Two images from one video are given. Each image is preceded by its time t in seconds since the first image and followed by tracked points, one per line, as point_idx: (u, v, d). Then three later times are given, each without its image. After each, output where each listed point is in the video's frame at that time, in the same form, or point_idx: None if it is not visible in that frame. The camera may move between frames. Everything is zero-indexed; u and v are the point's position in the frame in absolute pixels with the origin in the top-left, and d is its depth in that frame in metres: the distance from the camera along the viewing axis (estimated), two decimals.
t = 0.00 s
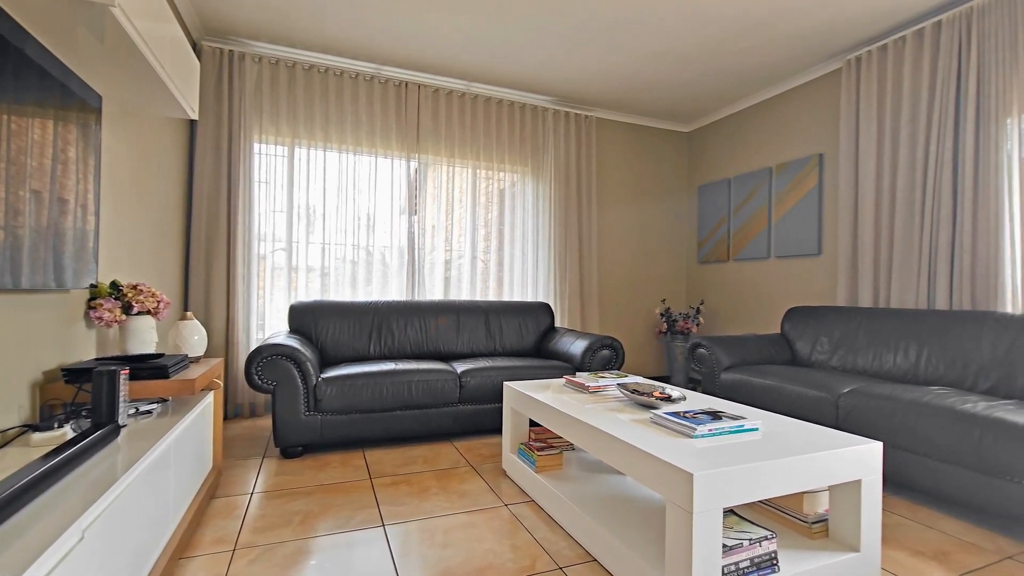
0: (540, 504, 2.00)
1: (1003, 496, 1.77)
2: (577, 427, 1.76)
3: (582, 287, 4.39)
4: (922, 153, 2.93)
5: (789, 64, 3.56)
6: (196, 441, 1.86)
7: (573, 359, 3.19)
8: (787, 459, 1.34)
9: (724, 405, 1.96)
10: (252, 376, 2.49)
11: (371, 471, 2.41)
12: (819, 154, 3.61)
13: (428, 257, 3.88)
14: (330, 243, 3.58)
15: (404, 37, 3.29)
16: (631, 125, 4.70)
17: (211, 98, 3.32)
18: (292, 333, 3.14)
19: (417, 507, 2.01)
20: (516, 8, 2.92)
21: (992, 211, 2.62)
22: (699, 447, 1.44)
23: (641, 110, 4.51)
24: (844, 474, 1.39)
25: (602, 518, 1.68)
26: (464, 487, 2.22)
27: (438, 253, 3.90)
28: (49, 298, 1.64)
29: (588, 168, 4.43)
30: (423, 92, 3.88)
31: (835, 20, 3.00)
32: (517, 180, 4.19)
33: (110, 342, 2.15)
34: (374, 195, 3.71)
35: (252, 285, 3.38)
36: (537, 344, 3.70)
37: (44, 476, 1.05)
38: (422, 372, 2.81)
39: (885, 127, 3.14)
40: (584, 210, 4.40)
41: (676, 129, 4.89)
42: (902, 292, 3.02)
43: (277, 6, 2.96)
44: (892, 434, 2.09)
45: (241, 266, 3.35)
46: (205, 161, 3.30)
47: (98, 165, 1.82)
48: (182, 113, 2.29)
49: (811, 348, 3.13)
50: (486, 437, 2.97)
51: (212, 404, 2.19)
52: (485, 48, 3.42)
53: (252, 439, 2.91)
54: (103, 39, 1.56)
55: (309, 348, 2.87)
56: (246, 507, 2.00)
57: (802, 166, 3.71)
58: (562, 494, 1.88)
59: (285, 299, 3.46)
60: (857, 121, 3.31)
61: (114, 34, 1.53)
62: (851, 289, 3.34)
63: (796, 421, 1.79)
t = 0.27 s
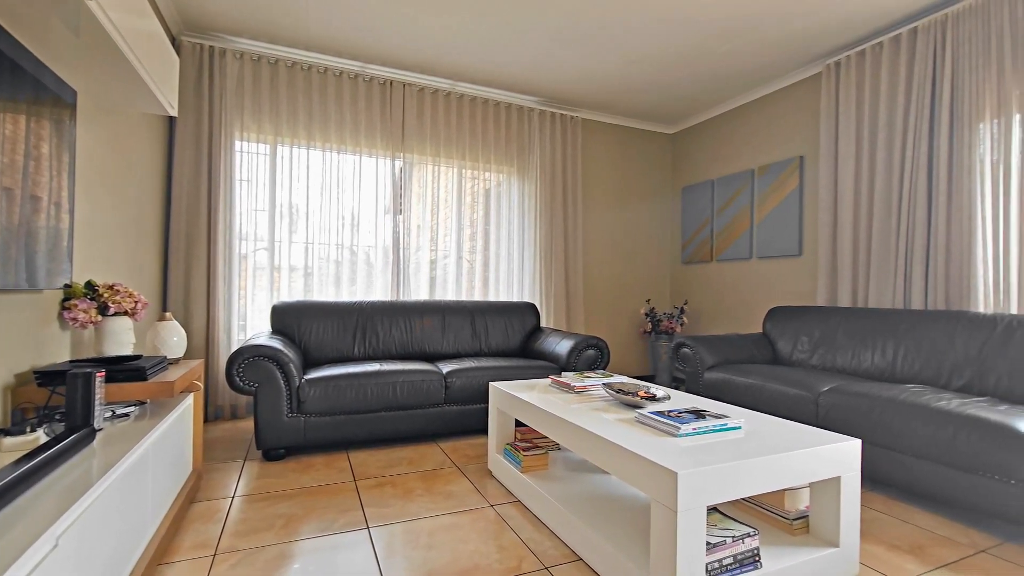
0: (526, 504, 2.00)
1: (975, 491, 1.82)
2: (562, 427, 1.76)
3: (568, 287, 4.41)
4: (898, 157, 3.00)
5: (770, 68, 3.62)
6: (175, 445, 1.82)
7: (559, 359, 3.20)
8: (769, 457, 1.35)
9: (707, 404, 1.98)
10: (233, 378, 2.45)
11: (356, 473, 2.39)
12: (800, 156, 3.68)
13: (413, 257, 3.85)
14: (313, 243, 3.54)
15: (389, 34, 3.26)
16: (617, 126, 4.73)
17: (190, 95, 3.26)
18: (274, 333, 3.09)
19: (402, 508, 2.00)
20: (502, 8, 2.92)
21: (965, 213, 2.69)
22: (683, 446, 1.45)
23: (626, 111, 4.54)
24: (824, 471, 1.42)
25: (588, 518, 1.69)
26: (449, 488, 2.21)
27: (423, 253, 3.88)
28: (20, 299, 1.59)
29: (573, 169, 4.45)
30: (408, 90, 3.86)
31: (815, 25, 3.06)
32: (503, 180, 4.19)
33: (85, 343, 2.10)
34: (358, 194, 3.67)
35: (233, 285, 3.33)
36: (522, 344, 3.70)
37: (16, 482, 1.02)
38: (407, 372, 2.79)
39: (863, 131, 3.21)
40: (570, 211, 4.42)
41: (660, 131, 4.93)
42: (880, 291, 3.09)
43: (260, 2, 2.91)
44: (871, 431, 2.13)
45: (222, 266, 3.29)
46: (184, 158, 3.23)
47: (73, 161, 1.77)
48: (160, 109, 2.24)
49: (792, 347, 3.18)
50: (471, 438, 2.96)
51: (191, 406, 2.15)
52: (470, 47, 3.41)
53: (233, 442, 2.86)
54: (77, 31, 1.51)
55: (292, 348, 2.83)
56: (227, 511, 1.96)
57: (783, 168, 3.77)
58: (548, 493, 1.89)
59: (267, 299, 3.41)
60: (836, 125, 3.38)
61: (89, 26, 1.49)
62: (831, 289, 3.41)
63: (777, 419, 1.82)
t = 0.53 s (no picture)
0: (513, 504, 2.00)
1: (951, 486, 1.87)
2: (549, 426, 1.77)
3: (554, 286, 4.42)
4: (877, 159, 3.06)
5: (753, 70, 3.67)
6: (154, 447, 1.78)
7: (545, 358, 3.20)
8: (753, 454, 1.37)
9: (692, 402, 2.00)
10: (215, 379, 2.40)
11: (341, 475, 2.36)
12: (782, 158, 3.74)
13: (399, 256, 3.82)
14: (297, 241, 3.49)
15: (375, 31, 3.23)
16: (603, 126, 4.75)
17: (170, 90, 3.19)
18: (257, 333, 3.05)
19: (387, 510, 1.98)
20: (488, 6, 2.91)
21: (941, 215, 2.75)
22: (668, 445, 1.46)
23: (612, 111, 4.57)
24: (807, 467, 1.44)
25: (574, 517, 1.69)
26: (436, 488, 2.20)
27: (409, 252, 3.85)
28: None
29: (560, 169, 4.46)
30: (393, 88, 3.83)
31: (797, 29, 3.10)
32: (490, 179, 4.18)
33: (60, 344, 2.04)
34: (343, 193, 3.63)
35: (214, 284, 3.27)
36: (509, 344, 3.69)
37: None
38: (393, 372, 2.76)
39: (843, 134, 3.27)
40: (556, 210, 4.43)
41: (646, 132, 4.97)
42: (859, 290, 3.15)
43: None
44: (852, 429, 2.18)
45: (203, 265, 3.23)
46: (164, 154, 3.16)
47: (47, 157, 1.72)
48: (138, 104, 2.19)
49: (774, 346, 3.23)
50: (457, 438, 2.95)
51: (171, 408, 2.10)
52: (457, 45, 3.39)
53: (215, 444, 2.81)
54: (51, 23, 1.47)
55: (275, 349, 2.79)
56: (208, 514, 1.93)
57: (766, 169, 3.83)
58: (534, 493, 1.89)
59: (249, 298, 3.36)
60: (817, 127, 3.44)
61: (64, 18, 1.45)
62: (812, 289, 3.47)
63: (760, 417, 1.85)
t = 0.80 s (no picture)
0: (499, 503, 2.00)
1: (928, 480, 1.91)
2: (535, 425, 1.77)
3: (540, 285, 4.42)
4: (856, 161, 3.12)
5: (736, 72, 3.71)
6: (131, 450, 1.74)
7: (531, 357, 3.20)
8: (737, 452, 1.39)
9: (677, 400, 2.01)
10: (194, 379, 2.35)
11: (324, 475, 2.33)
12: (764, 159, 3.79)
13: (384, 255, 3.79)
14: (280, 240, 3.44)
15: (359, 27, 3.20)
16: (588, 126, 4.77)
17: (148, 85, 3.12)
18: (239, 333, 3.00)
19: (372, 510, 1.96)
20: (474, 4, 2.90)
21: (917, 215, 2.82)
22: (653, 442, 1.47)
23: (598, 111, 4.58)
24: (788, 464, 1.46)
25: (560, 515, 1.69)
26: (421, 488, 2.19)
27: (394, 250, 3.82)
28: None
29: (546, 168, 4.47)
30: (378, 85, 3.79)
31: (779, 33, 3.15)
32: (476, 178, 4.17)
33: (32, 344, 1.98)
34: (327, 190, 3.59)
35: (194, 283, 3.21)
36: (495, 343, 3.69)
37: None
38: (378, 372, 2.74)
39: (824, 136, 3.33)
40: (542, 209, 4.43)
41: (631, 132, 5.00)
42: (839, 289, 3.21)
43: None
44: (832, 425, 2.22)
45: (182, 263, 3.17)
46: (142, 150, 3.09)
47: (18, 151, 1.67)
48: (114, 99, 2.14)
49: (757, 344, 3.28)
50: (443, 438, 2.94)
51: (149, 409, 2.06)
52: (443, 43, 3.38)
53: (195, 446, 2.75)
54: (21, 14, 1.43)
55: (257, 348, 2.75)
56: (188, 517, 1.89)
57: (749, 170, 3.88)
58: (520, 492, 1.89)
59: (230, 297, 3.30)
60: (799, 129, 3.49)
61: (36, 8, 1.40)
62: (793, 288, 3.53)
63: (743, 414, 1.87)
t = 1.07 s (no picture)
0: (485, 504, 1.99)
1: (905, 476, 1.95)
2: (521, 425, 1.77)
3: (526, 286, 4.43)
4: (836, 164, 3.19)
5: (719, 76, 3.76)
6: (108, 454, 1.70)
7: (517, 358, 3.21)
8: (721, 450, 1.40)
9: (662, 400, 2.03)
10: (174, 382, 2.31)
11: (308, 479, 2.30)
12: (747, 162, 3.85)
13: (368, 255, 3.76)
14: (262, 240, 3.39)
15: (343, 26, 3.16)
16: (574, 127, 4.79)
17: (125, 82, 3.05)
18: (220, 335, 2.94)
19: (357, 513, 1.94)
20: (459, 4, 2.90)
21: (894, 217, 2.89)
22: (639, 442, 1.48)
23: (583, 113, 4.61)
24: (771, 462, 1.49)
25: (546, 516, 1.69)
26: (406, 490, 2.17)
27: (379, 251, 3.79)
28: None
29: (531, 169, 4.47)
30: (363, 85, 3.76)
31: (760, 38, 3.20)
32: (461, 179, 4.16)
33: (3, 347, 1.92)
34: (310, 190, 3.54)
35: (174, 284, 3.14)
36: (481, 344, 3.68)
37: None
38: (363, 373, 2.72)
39: (804, 139, 3.39)
40: (528, 210, 4.44)
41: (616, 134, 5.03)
42: (820, 290, 3.27)
43: None
44: (813, 423, 2.26)
45: (161, 264, 3.10)
46: (119, 148, 3.02)
47: None
48: (89, 95, 2.09)
49: (739, 344, 3.33)
50: (429, 439, 2.92)
51: (126, 413, 2.01)
52: (428, 42, 3.36)
53: (174, 450, 2.70)
54: None
55: (239, 350, 2.70)
56: (167, 523, 1.85)
57: (732, 173, 3.93)
58: (506, 493, 1.88)
59: (211, 298, 3.24)
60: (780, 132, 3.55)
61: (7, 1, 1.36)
62: (775, 289, 3.58)
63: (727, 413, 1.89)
